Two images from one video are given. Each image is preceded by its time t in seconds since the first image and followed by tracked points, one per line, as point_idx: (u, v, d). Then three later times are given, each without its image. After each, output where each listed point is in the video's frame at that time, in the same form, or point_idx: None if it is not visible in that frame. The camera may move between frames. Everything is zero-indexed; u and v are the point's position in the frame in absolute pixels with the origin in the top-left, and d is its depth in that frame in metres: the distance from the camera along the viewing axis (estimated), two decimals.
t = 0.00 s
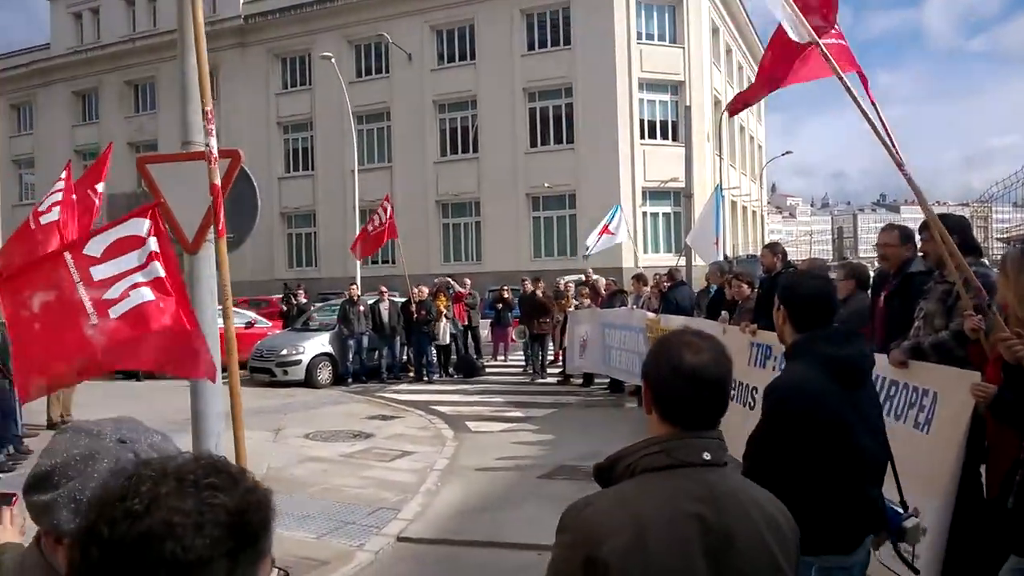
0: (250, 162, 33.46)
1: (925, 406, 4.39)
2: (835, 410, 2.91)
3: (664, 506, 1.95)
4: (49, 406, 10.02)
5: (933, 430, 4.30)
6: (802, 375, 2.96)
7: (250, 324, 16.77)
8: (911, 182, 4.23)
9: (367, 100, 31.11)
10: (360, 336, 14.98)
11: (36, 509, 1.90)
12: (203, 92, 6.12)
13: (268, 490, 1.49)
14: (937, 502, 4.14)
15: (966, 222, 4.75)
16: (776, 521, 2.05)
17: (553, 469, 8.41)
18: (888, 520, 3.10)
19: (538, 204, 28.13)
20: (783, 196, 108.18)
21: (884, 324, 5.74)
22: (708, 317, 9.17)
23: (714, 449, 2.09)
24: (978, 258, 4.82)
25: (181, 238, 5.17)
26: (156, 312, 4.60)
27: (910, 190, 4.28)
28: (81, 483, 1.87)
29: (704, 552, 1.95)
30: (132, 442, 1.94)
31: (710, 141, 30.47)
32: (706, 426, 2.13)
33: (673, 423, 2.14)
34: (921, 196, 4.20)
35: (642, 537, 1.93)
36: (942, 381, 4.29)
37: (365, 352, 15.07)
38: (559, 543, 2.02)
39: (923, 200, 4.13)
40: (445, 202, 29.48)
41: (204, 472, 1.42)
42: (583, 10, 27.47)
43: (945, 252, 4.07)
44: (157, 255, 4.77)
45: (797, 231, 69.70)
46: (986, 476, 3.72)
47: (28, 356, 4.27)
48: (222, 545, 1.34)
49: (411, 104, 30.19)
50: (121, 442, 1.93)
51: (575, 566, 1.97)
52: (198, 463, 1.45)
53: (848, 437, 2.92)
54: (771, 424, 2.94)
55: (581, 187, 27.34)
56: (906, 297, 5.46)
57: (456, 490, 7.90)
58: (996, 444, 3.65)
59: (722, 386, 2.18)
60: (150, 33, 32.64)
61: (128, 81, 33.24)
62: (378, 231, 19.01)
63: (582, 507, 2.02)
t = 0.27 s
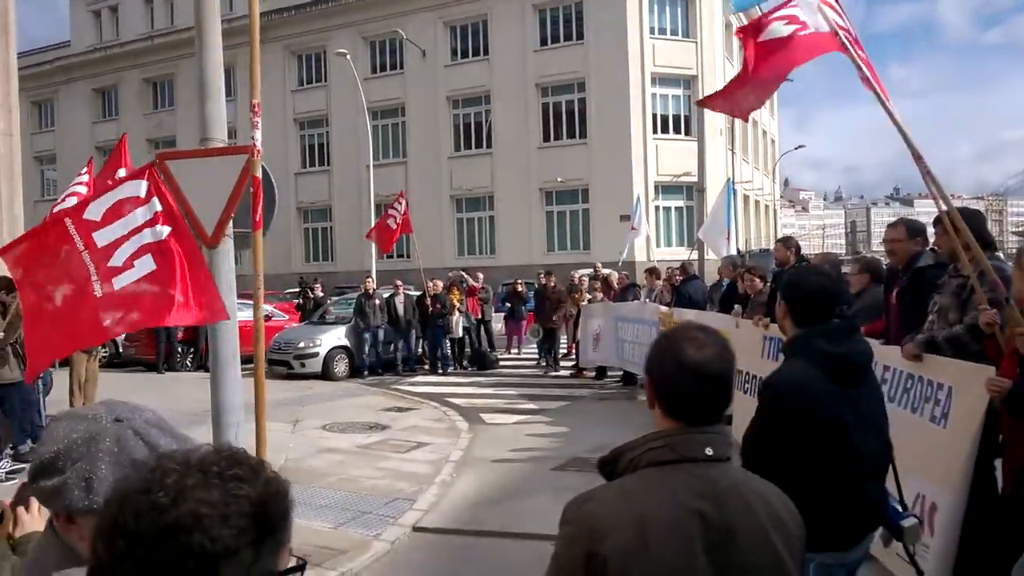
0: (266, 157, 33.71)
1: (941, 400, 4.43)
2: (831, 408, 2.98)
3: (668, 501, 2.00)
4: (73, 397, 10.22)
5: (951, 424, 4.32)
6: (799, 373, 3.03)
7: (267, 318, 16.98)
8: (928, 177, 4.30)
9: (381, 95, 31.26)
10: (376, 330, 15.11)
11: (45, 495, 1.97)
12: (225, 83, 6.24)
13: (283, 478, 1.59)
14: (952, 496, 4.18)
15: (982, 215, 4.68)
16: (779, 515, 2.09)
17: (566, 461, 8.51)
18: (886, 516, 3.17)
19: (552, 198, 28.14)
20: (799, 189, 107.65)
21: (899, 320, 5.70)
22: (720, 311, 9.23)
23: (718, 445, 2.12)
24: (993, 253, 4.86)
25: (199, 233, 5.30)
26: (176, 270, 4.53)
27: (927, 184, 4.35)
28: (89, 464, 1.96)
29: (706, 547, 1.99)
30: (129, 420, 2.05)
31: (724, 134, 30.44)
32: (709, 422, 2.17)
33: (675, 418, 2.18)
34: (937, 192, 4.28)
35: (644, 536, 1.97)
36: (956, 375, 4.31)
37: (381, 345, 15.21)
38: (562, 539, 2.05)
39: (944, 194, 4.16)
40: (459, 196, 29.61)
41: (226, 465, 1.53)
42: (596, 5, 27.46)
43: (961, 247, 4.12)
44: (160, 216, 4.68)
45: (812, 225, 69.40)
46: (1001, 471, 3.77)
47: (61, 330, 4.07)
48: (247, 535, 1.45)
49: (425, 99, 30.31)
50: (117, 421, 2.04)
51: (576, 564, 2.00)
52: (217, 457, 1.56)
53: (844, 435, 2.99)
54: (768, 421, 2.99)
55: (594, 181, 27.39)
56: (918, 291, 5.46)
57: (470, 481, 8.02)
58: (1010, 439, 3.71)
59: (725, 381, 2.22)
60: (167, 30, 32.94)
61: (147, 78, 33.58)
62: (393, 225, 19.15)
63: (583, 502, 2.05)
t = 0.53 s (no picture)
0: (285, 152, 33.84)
1: (967, 396, 4.38)
2: (849, 406, 2.94)
3: (685, 501, 1.97)
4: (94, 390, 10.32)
5: (977, 420, 4.27)
6: (817, 371, 2.98)
7: (286, 312, 17.06)
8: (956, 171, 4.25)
9: (399, 91, 31.29)
10: (393, 324, 15.13)
11: (78, 467, 2.08)
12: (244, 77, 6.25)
13: (300, 468, 1.59)
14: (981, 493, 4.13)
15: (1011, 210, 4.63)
16: (799, 515, 2.06)
17: (583, 457, 8.49)
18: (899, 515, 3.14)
19: (569, 192, 28.09)
20: (819, 183, 106.76)
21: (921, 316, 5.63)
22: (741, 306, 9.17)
23: (735, 443, 2.09)
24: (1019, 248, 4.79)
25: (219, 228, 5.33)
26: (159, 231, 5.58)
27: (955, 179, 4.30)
28: (121, 437, 2.05)
29: (724, 547, 1.97)
30: (156, 395, 2.13)
31: (743, 128, 30.23)
32: (725, 419, 2.14)
33: (690, 416, 2.16)
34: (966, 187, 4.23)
35: (659, 538, 1.94)
36: (981, 371, 4.25)
37: (398, 339, 15.23)
38: (576, 539, 2.01)
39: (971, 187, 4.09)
40: (477, 191, 29.60)
41: (248, 459, 1.52)
42: None
43: (988, 242, 4.05)
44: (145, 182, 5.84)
45: (833, 219, 68.82)
46: None
47: (80, 315, 5.08)
48: (275, 529, 1.44)
49: (442, 93, 30.30)
50: (145, 397, 2.12)
51: (591, 565, 1.96)
52: (237, 450, 1.54)
53: (862, 434, 2.95)
54: (784, 418, 2.94)
55: (612, 175, 27.28)
56: (941, 286, 5.40)
57: (488, 476, 8.01)
58: None
59: (741, 377, 2.19)
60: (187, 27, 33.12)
61: (167, 74, 33.80)
62: (410, 220, 19.16)
63: (599, 502, 2.01)
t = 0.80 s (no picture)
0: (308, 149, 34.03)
1: (999, 393, 4.35)
2: (879, 406, 2.92)
3: (715, 498, 1.98)
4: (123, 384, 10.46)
5: (1010, 418, 4.27)
6: (847, 369, 2.98)
7: (311, 308, 17.17)
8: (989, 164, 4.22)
9: (421, 87, 31.35)
10: (416, 320, 15.17)
11: (110, 454, 2.16)
12: (269, 75, 6.30)
13: (329, 459, 1.62)
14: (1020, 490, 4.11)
15: None
16: (831, 512, 2.06)
17: (607, 452, 8.49)
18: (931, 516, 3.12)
19: (591, 188, 28.06)
20: (845, 178, 105.75)
21: (944, 310, 5.58)
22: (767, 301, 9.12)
23: (766, 440, 2.10)
24: None
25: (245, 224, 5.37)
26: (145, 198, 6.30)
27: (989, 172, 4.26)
28: (150, 422, 2.13)
29: (755, 543, 1.97)
30: (180, 382, 2.21)
31: (767, 122, 30.00)
32: (755, 416, 2.15)
33: (720, 413, 2.17)
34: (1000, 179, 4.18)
35: (689, 536, 1.95)
36: (1014, 368, 4.22)
37: (421, 335, 15.28)
38: (607, 535, 2.03)
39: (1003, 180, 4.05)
40: (499, 186, 29.62)
41: (280, 453, 1.54)
42: None
43: None
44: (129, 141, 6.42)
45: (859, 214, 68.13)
46: None
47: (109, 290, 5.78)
48: (309, 520, 1.47)
49: (464, 89, 30.34)
50: (169, 385, 2.20)
51: (624, 561, 1.98)
52: (269, 445, 1.56)
53: (893, 434, 2.93)
54: (817, 414, 2.94)
55: (634, 170, 27.19)
56: (971, 280, 5.35)
57: (511, 471, 8.05)
58: None
59: (770, 373, 2.19)
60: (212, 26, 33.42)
61: (192, 73, 34.10)
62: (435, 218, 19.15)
63: (630, 499, 2.02)
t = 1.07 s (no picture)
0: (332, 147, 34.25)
1: None
2: (903, 399, 2.92)
3: (744, 494, 2.00)
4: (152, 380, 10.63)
5: None
6: (870, 364, 2.98)
7: (335, 305, 17.31)
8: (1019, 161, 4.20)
9: (444, 85, 31.45)
10: (440, 317, 15.24)
11: (140, 445, 2.22)
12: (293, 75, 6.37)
13: (351, 452, 1.66)
14: None
15: None
16: (859, 508, 2.08)
17: (630, 448, 8.50)
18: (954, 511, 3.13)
19: (614, 184, 28.00)
20: (873, 173, 104.60)
21: (969, 304, 5.54)
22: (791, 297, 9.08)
23: (796, 435, 2.13)
24: None
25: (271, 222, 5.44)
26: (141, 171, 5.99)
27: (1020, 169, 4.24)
28: (179, 413, 2.21)
29: (785, 539, 1.99)
30: (207, 376, 2.30)
31: (791, 116, 29.78)
32: (786, 411, 2.17)
33: (749, 409, 2.19)
34: None
35: (719, 529, 1.97)
36: None
37: (445, 332, 15.36)
38: (635, 529, 2.06)
39: None
40: (521, 183, 29.65)
41: (305, 449, 1.58)
42: None
43: None
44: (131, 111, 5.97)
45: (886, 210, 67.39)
46: None
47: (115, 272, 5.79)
48: (333, 514, 1.52)
49: (486, 87, 30.37)
50: (197, 378, 2.30)
51: (652, 556, 2.00)
52: (293, 441, 1.60)
53: (917, 427, 2.92)
54: (844, 411, 2.93)
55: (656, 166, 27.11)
56: (998, 275, 5.31)
57: (534, 467, 8.09)
58: None
59: (798, 369, 2.21)
60: (237, 26, 33.70)
61: (218, 72, 34.45)
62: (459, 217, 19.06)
63: (658, 493, 2.05)
